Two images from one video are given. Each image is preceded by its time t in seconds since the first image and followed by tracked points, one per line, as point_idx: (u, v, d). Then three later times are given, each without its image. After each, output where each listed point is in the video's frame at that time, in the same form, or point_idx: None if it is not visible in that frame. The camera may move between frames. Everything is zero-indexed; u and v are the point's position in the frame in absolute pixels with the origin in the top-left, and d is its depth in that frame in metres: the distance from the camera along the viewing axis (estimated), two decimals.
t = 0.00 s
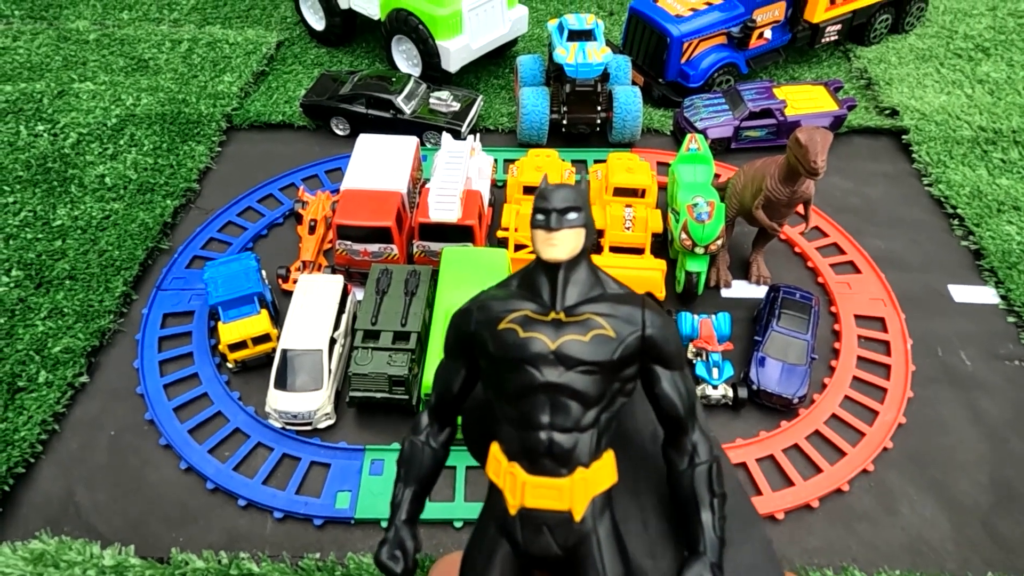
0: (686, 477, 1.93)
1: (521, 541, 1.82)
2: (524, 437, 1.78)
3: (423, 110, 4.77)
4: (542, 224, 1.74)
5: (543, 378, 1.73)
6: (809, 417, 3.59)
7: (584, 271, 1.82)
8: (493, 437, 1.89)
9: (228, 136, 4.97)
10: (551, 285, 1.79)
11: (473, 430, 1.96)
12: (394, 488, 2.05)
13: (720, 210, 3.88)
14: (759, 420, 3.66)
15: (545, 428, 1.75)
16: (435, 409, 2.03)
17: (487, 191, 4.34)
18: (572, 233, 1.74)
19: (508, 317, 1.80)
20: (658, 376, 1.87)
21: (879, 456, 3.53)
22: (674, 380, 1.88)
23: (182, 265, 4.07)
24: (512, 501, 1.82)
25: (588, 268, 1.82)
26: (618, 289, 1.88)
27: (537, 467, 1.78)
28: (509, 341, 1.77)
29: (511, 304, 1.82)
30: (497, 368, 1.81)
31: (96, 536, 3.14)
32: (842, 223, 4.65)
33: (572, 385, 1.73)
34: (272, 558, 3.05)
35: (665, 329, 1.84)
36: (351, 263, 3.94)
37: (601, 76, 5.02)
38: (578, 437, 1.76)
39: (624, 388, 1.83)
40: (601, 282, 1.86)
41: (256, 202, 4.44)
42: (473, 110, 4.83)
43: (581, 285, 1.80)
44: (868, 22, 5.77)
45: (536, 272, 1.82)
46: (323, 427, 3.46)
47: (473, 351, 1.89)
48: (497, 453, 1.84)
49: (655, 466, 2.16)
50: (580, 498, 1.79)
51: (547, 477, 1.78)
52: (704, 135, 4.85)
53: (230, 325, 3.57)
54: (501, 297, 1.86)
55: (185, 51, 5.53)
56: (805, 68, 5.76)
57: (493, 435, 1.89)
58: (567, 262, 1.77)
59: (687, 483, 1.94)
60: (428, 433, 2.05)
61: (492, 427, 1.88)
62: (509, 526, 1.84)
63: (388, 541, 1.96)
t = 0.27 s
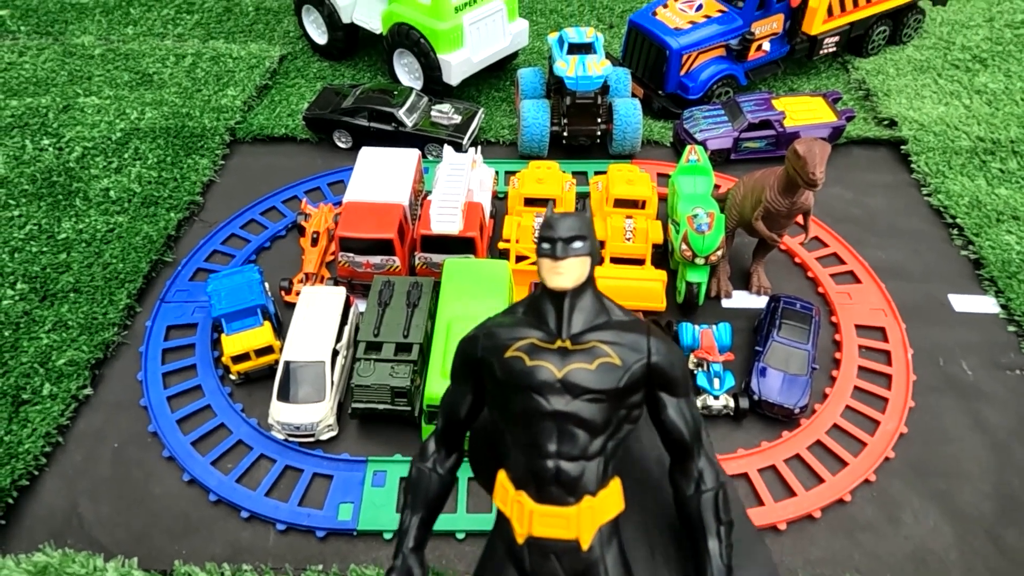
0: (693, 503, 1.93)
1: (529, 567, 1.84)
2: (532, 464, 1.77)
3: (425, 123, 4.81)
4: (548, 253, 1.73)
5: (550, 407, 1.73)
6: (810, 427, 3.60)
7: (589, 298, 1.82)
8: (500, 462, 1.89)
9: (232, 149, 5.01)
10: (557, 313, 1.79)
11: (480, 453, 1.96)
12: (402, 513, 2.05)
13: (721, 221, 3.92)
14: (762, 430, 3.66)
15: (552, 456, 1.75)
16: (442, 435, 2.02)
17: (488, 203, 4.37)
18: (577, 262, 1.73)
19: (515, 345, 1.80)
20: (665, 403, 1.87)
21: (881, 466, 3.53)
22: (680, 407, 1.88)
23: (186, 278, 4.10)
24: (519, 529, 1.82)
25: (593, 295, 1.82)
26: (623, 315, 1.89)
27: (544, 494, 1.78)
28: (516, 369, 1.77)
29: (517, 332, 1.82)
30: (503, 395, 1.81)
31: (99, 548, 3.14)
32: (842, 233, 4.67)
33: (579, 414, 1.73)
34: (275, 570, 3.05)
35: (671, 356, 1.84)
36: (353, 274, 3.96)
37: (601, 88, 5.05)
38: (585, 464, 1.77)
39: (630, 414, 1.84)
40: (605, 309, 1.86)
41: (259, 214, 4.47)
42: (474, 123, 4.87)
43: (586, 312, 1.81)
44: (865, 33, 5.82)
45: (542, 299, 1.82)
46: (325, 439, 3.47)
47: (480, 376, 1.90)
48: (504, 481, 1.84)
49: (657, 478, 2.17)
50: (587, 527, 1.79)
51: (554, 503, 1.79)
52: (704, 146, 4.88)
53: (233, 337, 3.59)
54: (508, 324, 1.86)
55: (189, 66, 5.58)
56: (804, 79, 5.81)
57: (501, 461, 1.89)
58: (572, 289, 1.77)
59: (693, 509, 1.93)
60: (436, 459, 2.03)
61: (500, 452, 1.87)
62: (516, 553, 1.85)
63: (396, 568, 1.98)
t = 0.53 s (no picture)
0: (704, 552, 1.93)
1: None
2: (545, 515, 1.75)
3: (425, 138, 4.86)
4: (558, 304, 1.73)
5: (563, 458, 1.71)
6: (808, 440, 3.61)
7: (600, 348, 1.81)
8: (513, 512, 1.87)
9: (233, 164, 5.05)
10: (569, 363, 1.79)
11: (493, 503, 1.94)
12: (417, 560, 2.05)
13: (718, 235, 3.96)
14: (761, 444, 3.68)
15: (566, 506, 1.73)
16: (455, 483, 2.02)
17: (487, 217, 4.40)
18: (587, 313, 1.74)
19: (526, 395, 1.79)
20: (676, 452, 1.85)
21: (880, 479, 3.54)
22: (691, 455, 1.86)
23: (187, 292, 4.13)
24: None
25: (604, 344, 1.82)
26: (633, 364, 1.88)
27: (558, 544, 1.75)
28: (527, 421, 1.76)
29: (530, 381, 1.81)
30: (516, 445, 1.79)
31: (101, 563, 3.16)
32: (839, 246, 4.70)
33: (592, 464, 1.71)
34: None
35: (681, 405, 1.83)
36: (353, 289, 3.98)
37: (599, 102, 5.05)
38: (598, 514, 1.74)
39: (640, 463, 1.82)
40: (616, 357, 1.86)
41: (260, 229, 4.51)
42: (474, 137, 4.91)
43: (597, 362, 1.80)
44: (861, 47, 5.88)
45: (553, 350, 1.82)
46: (325, 454, 3.49)
47: (489, 427, 1.87)
48: (518, 530, 1.82)
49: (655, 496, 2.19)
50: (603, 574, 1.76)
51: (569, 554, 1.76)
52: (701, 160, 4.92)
53: (234, 352, 3.61)
54: (520, 374, 1.85)
55: (191, 82, 5.64)
56: (800, 93, 5.86)
57: (514, 509, 1.87)
58: (583, 341, 1.77)
59: (705, 557, 1.93)
60: (450, 506, 2.05)
61: (513, 502, 1.85)
62: None
63: None
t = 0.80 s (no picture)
0: (766, 547, 1.83)
1: None
2: (598, 509, 1.68)
3: (426, 151, 4.87)
4: (602, 290, 1.67)
5: (614, 448, 1.65)
6: (812, 453, 3.59)
7: (646, 335, 1.73)
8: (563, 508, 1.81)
9: (235, 178, 5.06)
10: (614, 350, 1.70)
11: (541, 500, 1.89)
12: (463, 561, 2.04)
13: (719, 248, 3.96)
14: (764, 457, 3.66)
15: (619, 499, 1.66)
16: (500, 482, 2.01)
17: (488, 230, 4.41)
18: (632, 298, 1.67)
19: (573, 385, 1.73)
20: (730, 440, 1.79)
21: (884, 492, 3.51)
22: (745, 443, 1.79)
23: (189, 307, 4.13)
24: None
25: (649, 332, 1.73)
26: (680, 351, 1.79)
27: (612, 539, 1.69)
28: (575, 412, 1.70)
29: (574, 372, 1.75)
30: (563, 438, 1.75)
31: None
32: (841, 257, 4.70)
33: (644, 453, 1.65)
34: None
35: (733, 392, 1.75)
36: (355, 302, 3.99)
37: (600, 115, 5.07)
38: (653, 507, 1.66)
39: (694, 454, 1.75)
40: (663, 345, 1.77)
41: (261, 242, 4.52)
42: (475, 150, 4.92)
43: (643, 349, 1.71)
44: (860, 59, 5.90)
45: (597, 338, 1.73)
46: (326, 469, 3.48)
47: (534, 427, 1.85)
48: (568, 526, 1.76)
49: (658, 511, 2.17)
50: (659, 570, 1.68)
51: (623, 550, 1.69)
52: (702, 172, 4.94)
53: (235, 367, 3.61)
54: (563, 365, 1.79)
55: (194, 97, 5.67)
56: (800, 104, 5.88)
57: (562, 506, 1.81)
58: (629, 327, 1.69)
59: (767, 553, 1.83)
60: (494, 506, 2.03)
61: (562, 499, 1.80)
62: None
63: None
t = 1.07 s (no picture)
0: None
1: None
2: None
3: (426, 163, 4.89)
4: (562, 361, 1.53)
5: (588, 529, 1.55)
6: (813, 464, 3.59)
7: (612, 401, 1.59)
8: None
9: (237, 191, 5.08)
10: (580, 422, 1.57)
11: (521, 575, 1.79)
12: None
13: (719, 258, 3.97)
14: (765, 468, 3.64)
15: None
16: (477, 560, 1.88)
17: (489, 242, 4.42)
18: (593, 367, 1.54)
19: (542, 463, 1.60)
20: (711, 497, 1.64)
21: (887, 503, 3.50)
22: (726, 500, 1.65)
23: (190, 319, 4.14)
24: None
25: (615, 397, 1.60)
26: (650, 411, 1.66)
27: None
28: (545, 490, 1.59)
29: (543, 447, 1.61)
30: (535, 517, 1.63)
31: None
32: (841, 267, 4.70)
33: (619, 531, 1.54)
34: None
35: (706, 453, 1.63)
36: (355, 314, 3.99)
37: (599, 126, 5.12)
38: None
39: (673, 521, 1.62)
40: (631, 408, 1.64)
41: (263, 254, 4.53)
42: (475, 162, 4.94)
43: (610, 417, 1.58)
44: (858, 70, 5.93)
45: (563, 410, 1.60)
46: (327, 481, 3.47)
47: (507, 498, 1.72)
48: None
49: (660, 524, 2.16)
50: None
51: None
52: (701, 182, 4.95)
53: (236, 379, 3.61)
54: (530, 439, 1.66)
55: (196, 110, 5.70)
56: (799, 115, 5.91)
57: None
58: (593, 397, 1.56)
59: None
60: None
61: None
62: None
63: None
